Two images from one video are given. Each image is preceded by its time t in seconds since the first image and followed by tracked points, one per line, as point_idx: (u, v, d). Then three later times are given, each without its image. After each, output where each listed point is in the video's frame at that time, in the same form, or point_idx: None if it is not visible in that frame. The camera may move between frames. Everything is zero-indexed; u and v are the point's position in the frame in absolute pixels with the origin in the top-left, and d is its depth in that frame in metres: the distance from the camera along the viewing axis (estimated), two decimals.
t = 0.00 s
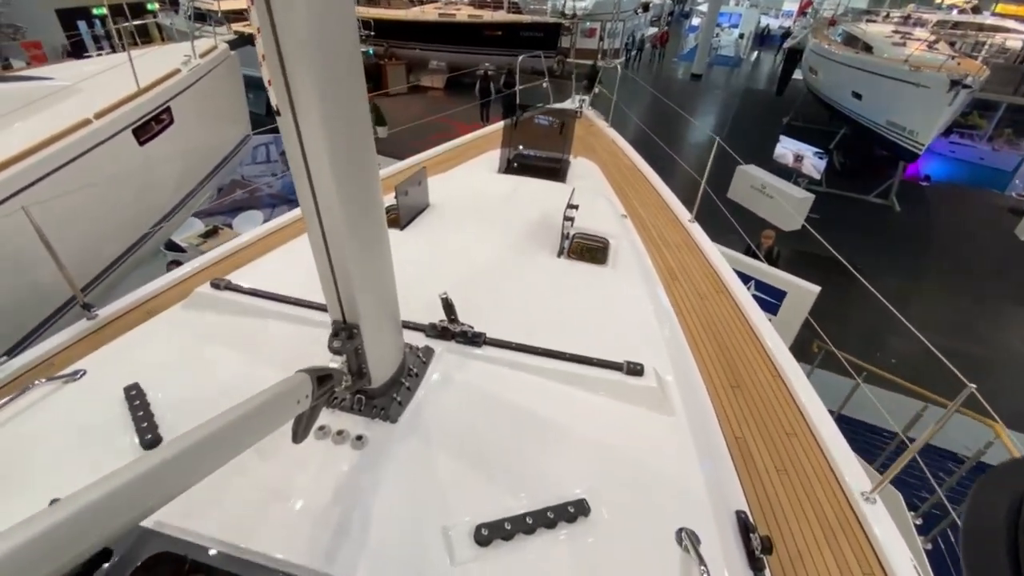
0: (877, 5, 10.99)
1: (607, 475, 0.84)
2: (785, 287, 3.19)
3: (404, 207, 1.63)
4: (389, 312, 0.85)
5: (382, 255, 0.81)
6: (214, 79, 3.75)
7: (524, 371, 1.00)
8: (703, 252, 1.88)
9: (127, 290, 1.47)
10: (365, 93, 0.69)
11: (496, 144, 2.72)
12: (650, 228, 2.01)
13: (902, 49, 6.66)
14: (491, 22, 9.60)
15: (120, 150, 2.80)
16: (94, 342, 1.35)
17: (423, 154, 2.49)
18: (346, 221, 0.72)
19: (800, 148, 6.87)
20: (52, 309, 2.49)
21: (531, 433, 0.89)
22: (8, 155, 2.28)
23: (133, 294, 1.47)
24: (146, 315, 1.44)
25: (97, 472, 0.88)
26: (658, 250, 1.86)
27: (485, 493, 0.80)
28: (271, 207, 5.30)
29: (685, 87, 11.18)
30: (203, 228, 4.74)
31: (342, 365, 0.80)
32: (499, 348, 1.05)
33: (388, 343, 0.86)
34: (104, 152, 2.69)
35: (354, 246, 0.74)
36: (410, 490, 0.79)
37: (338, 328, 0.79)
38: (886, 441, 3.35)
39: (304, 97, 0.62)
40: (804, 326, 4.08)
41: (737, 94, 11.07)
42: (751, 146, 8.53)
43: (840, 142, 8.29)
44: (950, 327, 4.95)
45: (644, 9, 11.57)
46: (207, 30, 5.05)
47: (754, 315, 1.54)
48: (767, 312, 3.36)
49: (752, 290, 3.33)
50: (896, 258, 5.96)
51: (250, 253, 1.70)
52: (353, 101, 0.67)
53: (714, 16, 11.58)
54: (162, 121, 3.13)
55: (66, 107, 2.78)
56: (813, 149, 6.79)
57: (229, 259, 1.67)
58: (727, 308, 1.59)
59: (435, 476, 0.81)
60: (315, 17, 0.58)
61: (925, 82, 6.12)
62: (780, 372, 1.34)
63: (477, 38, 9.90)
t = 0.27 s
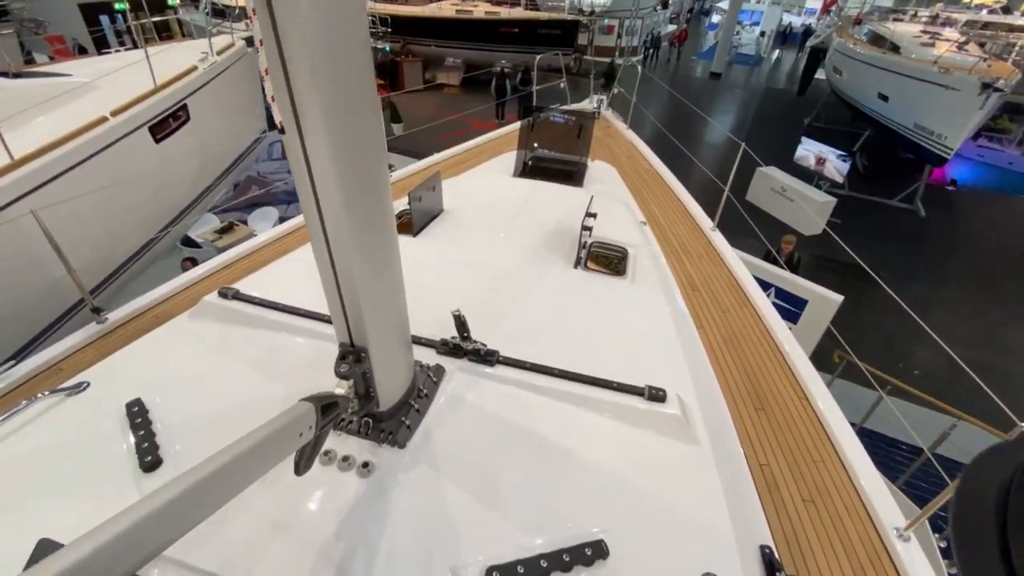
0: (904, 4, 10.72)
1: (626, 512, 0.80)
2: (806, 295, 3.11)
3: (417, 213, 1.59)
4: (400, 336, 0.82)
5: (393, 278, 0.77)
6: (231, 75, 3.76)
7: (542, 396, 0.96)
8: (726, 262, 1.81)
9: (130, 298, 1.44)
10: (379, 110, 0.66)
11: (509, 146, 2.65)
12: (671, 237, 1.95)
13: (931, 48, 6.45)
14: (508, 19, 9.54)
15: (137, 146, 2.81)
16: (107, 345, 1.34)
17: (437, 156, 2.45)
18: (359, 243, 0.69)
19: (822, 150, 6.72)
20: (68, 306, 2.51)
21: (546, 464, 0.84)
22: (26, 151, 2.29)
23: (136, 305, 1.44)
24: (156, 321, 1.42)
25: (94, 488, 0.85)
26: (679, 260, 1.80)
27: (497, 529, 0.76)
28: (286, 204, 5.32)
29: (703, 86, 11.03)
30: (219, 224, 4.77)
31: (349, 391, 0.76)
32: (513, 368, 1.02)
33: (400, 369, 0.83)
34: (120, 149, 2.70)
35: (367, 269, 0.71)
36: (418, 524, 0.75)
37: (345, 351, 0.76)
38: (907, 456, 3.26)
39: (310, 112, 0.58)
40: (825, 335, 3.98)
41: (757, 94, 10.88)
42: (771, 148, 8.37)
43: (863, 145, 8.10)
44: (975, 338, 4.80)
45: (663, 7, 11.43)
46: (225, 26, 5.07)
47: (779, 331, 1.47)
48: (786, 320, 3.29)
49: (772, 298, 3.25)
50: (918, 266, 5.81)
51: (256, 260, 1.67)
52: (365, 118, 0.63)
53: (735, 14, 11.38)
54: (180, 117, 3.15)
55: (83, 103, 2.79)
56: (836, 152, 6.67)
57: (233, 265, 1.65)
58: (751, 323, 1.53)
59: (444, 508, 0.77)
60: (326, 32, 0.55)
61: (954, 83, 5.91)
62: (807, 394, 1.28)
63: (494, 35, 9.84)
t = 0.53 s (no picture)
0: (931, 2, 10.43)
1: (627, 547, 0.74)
2: (824, 304, 3.02)
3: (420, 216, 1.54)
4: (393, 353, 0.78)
5: (384, 295, 0.73)
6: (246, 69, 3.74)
7: (547, 417, 0.91)
8: (742, 270, 1.73)
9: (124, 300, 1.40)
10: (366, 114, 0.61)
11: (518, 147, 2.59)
12: (685, 243, 1.87)
13: (957, 49, 6.24)
14: (523, 16, 9.47)
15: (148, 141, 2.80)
16: (100, 349, 1.31)
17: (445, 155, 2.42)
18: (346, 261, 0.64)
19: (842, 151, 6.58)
20: (73, 300, 2.52)
21: (543, 491, 0.80)
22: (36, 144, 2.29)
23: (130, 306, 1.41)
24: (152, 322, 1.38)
25: (72, 497, 0.82)
26: (693, 267, 1.73)
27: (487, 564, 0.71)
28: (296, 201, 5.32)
29: (720, 85, 10.85)
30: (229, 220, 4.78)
31: (333, 413, 0.72)
32: (513, 384, 0.97)
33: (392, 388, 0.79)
34: (130, 144, 2.68)
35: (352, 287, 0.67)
36: (404, 556, 0.71)
37: (329, 371, 0.71)
38: (926, 472, 3.15)
39: (283, 120, 0.53)
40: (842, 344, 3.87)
41: (775, 93, 10.68)
42: (789, 149, 8.21)
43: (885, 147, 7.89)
44: (999, 348, 4.64)
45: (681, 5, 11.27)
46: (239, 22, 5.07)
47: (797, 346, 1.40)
48: (803, 328, 3.20)
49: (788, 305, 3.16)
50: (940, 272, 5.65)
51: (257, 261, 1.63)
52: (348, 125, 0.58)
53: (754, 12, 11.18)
54: (191, 113, 3.11)
55: (94, 97, 2.79)
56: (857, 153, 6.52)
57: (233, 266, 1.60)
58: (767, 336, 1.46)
59: (432, 540, 0.73)
60: (298, 33, 0.50)
61: (980, 85, 5.72)
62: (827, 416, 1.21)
63: (509, 32, 9.77)
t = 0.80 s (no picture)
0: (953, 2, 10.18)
1: None
2: (840, 314, 2.92)
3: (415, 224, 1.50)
4: (362, 369, 0.74)
5: (356, 307, 0.70)
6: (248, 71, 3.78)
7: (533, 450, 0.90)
8: (753, 282, 1.66)
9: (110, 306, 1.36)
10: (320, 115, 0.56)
11: (519, 151, 2.50)
12: (693, 253, 1.80)
13: (980, 51, 6.06)
14: (535, 15, 9.41)
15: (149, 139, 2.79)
16: (86, 355, 1.25)
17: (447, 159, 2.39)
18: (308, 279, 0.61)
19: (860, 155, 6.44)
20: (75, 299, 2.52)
21: (520, 529, 0.79)
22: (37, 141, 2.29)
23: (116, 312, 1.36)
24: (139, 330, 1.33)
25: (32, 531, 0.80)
26: (700, 280, 1.66)
27: None
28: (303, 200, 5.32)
29: (734, 85, 10.71)
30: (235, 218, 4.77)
31: (297, 452, 0.68)
32: (497, 413, 0.96)
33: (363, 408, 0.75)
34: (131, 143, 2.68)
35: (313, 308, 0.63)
36: None
37: (292, 408, 0.67)
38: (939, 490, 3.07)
39: (213, 129, 0.48)
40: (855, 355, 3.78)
41: (791, 94, 10.51)
42: (803, 151, 8.07)
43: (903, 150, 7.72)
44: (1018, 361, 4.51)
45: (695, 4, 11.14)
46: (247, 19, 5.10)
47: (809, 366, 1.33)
48: (818, 339, 3.11)
49: (800, 315, 3.08)
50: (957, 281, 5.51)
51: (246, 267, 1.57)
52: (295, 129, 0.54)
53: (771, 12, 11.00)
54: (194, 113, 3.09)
55: (96, 95, 2.79)
56: (874, 157, 6.37)
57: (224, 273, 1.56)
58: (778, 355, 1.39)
59: None
60: (224, 34, 0.44)
61: (1001, 88, 5.51)
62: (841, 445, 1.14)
63: (521, 31, 9.72)
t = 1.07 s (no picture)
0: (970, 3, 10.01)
1: None
2: (849, 326, 2.86)
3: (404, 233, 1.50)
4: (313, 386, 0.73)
5: (310, 321, 0.70)
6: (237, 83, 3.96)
7: (505, 488, 0.96)
8: (757, 300, 1.62)
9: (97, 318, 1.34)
10: (246, 119, 0.54)
11: (518, 159, 2.46)
12: (696, 267, 1.76)
13: (998, 55, 5.92)
14: (543, 15, 9.39)
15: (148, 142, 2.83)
16: (71, 368, 1.24)
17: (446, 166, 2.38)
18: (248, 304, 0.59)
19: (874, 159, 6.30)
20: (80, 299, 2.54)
21: (483, 565, 0.84)
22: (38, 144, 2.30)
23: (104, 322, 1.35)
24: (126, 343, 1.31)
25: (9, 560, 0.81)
26: (701, 296, 1.62)
27: None
28: (308, 200, 5.36)
29: (744, 87, 10.61)
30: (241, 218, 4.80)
31: (248, 497, 0.71)
32: (475, 448, 1.02)
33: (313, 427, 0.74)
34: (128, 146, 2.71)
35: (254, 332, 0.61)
36: None
37: (243, 455, 0.69)
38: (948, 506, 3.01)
39: (130, 189, 0.47)
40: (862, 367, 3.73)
41: (802, 96, 10.40)
42: (813, 154, 7.97)
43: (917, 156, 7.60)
44: None
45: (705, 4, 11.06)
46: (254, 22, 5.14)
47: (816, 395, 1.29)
48: (826, 350, 3.06)
49: (808, 327, 3.03)
50: (969, 291, 5.41)
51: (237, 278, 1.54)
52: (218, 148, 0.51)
53: (783, 12, 10.87)
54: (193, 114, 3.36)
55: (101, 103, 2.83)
56: (887, 162, 6.28)
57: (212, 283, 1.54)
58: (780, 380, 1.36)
59: None
60: (130, 94, 0.43)
61: (1021, 94, 5.36)
62: (844, 480, 1.11)
63: (529, 32, 9.70)
